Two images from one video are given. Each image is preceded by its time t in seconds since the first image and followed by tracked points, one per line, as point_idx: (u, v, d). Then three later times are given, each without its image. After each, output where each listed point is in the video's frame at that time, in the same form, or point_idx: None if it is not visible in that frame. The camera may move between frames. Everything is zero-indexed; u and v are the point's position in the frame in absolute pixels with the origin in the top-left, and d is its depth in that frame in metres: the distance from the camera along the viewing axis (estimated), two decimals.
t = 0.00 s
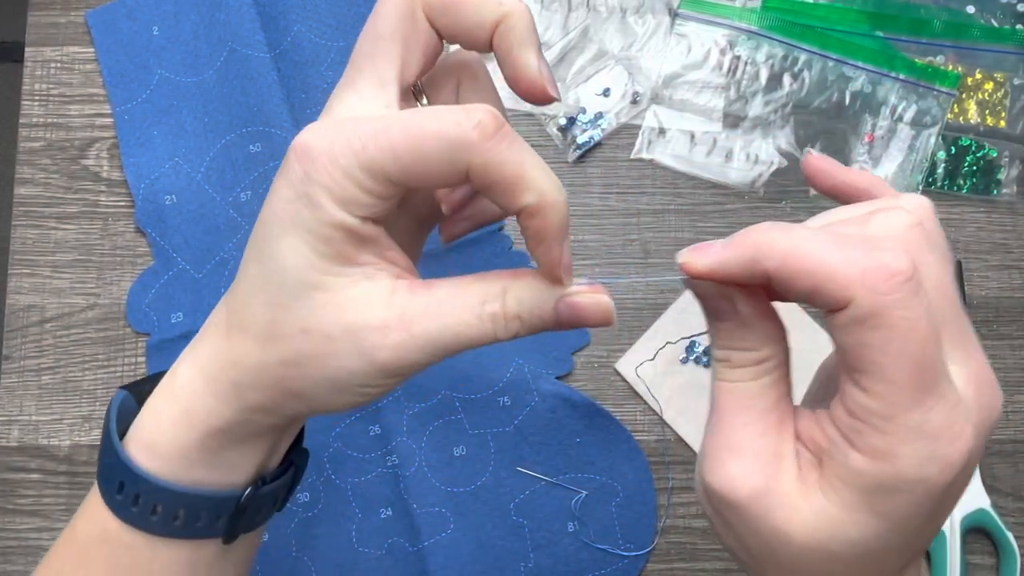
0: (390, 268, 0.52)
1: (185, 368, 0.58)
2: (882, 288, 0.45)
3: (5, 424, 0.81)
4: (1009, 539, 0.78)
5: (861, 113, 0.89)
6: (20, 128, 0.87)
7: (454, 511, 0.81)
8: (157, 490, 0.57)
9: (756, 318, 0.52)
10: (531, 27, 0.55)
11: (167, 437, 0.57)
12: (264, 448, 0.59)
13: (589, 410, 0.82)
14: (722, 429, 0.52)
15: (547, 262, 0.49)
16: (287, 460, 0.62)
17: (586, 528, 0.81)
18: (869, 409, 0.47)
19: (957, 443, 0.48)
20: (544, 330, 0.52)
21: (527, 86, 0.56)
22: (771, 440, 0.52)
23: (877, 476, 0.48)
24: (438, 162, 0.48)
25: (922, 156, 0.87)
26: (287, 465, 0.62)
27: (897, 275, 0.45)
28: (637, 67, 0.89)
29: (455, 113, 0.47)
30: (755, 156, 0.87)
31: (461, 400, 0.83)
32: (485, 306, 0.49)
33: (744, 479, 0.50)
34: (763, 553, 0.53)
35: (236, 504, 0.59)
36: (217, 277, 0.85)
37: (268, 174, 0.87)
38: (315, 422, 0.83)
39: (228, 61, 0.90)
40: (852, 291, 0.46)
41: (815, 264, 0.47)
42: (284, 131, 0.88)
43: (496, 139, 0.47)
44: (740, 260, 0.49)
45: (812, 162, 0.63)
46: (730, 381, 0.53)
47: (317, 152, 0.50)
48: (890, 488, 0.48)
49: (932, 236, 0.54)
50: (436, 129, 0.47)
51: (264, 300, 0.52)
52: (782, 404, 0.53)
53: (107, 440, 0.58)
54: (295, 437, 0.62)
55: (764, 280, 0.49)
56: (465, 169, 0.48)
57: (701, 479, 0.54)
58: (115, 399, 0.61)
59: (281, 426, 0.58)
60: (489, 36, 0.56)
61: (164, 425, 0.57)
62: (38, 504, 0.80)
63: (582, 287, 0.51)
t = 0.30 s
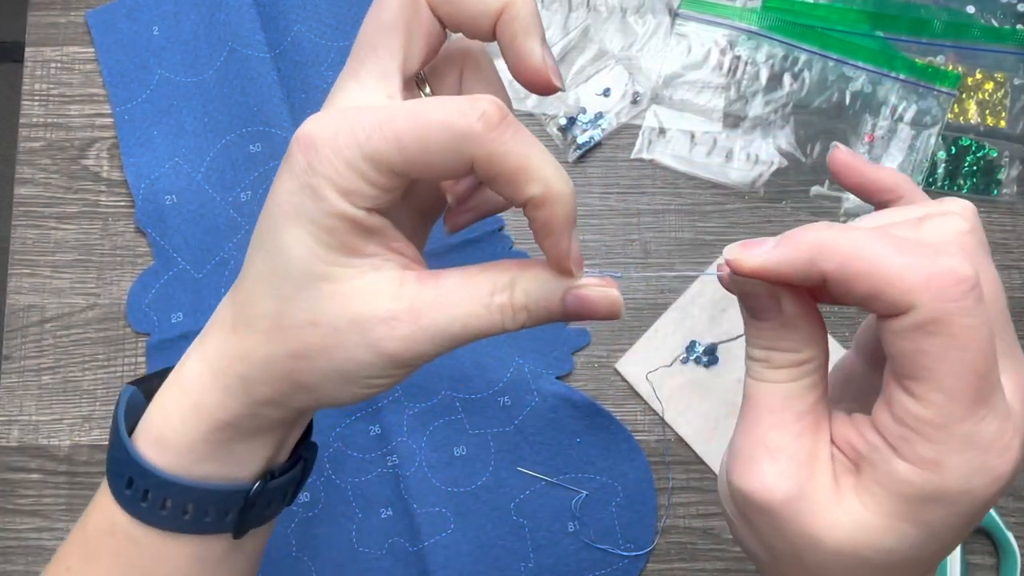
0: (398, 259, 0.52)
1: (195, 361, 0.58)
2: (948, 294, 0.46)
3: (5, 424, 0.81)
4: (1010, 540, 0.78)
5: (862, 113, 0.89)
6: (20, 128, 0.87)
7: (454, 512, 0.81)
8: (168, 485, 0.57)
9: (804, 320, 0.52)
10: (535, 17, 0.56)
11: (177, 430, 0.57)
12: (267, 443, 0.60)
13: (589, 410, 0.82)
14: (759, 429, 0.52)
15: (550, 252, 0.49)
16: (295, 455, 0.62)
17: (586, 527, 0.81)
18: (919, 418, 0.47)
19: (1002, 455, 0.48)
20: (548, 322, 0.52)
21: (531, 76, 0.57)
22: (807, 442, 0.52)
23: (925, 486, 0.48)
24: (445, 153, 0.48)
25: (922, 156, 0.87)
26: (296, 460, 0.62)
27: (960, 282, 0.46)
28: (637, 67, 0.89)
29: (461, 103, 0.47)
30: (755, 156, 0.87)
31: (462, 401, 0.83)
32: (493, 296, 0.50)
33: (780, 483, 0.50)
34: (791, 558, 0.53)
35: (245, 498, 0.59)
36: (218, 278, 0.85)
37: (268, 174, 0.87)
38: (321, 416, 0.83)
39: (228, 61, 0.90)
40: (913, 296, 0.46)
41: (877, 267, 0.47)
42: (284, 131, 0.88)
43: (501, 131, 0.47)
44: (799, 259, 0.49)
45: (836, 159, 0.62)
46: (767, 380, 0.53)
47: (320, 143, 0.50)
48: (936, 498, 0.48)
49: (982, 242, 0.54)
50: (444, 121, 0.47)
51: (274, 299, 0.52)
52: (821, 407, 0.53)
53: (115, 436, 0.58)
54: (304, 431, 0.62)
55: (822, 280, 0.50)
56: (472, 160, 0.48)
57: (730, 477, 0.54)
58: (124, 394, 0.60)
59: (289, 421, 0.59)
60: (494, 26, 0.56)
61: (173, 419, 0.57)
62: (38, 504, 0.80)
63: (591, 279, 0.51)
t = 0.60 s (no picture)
0: (393, 269, 0.51)
1: (197, 373, 0.58)
2: (973, 289, 0.46)
3: (5, 424, 0.81)
4: (1010, 540, 0.78)
5: (861, 113, 0.89)
6: (20, 128, 0.87)
7: (454, 511, 0.81)
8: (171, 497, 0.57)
9: (818, 315, 0.51)
10: (525, 35, 0.56)
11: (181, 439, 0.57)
12: (271, 451, 0.59)
13: (589, 410, 0.82)
14: (768, 423, 0.52)
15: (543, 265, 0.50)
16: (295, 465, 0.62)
17: (586, 527, 0.81)
18: (939, 412, 0.47)
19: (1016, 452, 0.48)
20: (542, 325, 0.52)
21: (520, 94, 0.57)
22: (818, 438, 0.51)
23: (939, 482, 0.48)
24: (438, 166, 0.48)
25: (922, 156, 0.87)
26: (297, 470, 0.62)
27: (983, 278, 0.46)
28: (637, 67, 0.89)
29: (450, 117, 0.48)
30: (755, 156, 0.87)
31: (462, 400, 0.83)
32: (486, 301, 0.50)
33: (793, 477, 0.50)
34: (800, 549, 0.53)
35: (247, 509, 0.59)
36: (217, 278, 0.85)
37: (268, 173, 0.87)
38: (319, 422, 0.82)
39: (227, 61, 0.90)
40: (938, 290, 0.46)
41: (903, 259, 0.47)
42: (284, 131, 0.88)
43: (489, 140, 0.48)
44: (824, 250, 0.48)
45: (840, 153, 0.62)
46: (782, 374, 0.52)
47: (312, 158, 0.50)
48: (949, 494, 0.48)
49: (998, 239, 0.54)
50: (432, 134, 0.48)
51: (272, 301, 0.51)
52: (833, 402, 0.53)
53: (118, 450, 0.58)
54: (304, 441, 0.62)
55: (843, 273, 0.49)
56: (462, 172, 0.49)
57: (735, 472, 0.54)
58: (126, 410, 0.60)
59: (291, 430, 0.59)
60: (483, 44, 0.56)
61: (175, 433, 0.57)
62: (38, 504, 0.80)
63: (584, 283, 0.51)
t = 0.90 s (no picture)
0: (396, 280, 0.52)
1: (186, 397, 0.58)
2: (905, 277, 0.46)
3: (5, 424, 0.81)
4: (1010, 540, 0.78)
5: (862, 113, 0.89)
6: (20, 128, 0.87)
7: (454, 511, 0.81)
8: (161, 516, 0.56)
9: (763, 302, 0.51)
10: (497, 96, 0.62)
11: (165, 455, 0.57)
12: (256, 465, 0.59)
13: (589, 410, 0.82)
14: (727, 412, 0.52)
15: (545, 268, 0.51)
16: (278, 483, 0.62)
17: (586, 528, 0.81)
18: (877, 403, 0.47)
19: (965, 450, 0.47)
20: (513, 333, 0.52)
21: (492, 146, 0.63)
22: (773, 430, 0.51)
23: (881, 476, 0.48)
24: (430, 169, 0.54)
25: (923, 156, 0.87)
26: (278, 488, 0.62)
27: (918, 267, 0.46)
28: (637, 67, 0.89)
29: (427, 128, 0.54)
30: (755, 156, 0.87)
31: (461, 400, 0.83)
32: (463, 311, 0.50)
33: (743, 468, 0.51)
34: (754, 539, 0.53)
35: (232, 526, 0.58)
36: (217, 278, 0.85)
37: (268, 173, 0.87)
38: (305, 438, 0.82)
39: (228, 61, 0.90)
40: (871, 279, 0.46)
41: (838, 248, 0.47)
42: (284, 131, 0.88)
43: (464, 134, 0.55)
44: (763, 237, 0.49)
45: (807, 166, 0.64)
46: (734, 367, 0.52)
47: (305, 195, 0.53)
48: (893, 490, 0.48)
49: (958, 236, 0.53)
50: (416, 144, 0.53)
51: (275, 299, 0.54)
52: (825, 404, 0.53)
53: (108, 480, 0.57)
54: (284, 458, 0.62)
55: (783, 263, 0.49)
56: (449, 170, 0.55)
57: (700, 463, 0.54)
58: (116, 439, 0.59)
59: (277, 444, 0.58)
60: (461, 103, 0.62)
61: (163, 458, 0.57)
62: (38, 504, 0.80)
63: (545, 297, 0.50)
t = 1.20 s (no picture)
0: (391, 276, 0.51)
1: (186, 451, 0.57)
2: (875, 274, 0.45)
3: (5, 424, 0.81)
4: (1009, 540, 0.78)
5: (861, 113, 0.89)
6: (19, 128, 0.87)
7: (454, 511, 0.81)
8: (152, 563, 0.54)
9: (734, 294, 0.52)
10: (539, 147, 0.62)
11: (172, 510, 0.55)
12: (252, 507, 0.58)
13: (589, 410, 0.82)
14: (705, 406, 0.52)
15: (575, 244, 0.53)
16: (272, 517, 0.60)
17: (586, 528, 0.81)
18: (854, 404, 0.46)
19: (941, 447, 0.46)
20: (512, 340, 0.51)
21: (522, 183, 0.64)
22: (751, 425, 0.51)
23: (857, 475, 0.47)
24: (415, 120, 0.54)
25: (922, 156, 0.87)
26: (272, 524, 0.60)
27: (887, 264, 0.45)
28: (637, 67, 0.89)
29: (450, 184, 0.49)
30: (755, 156, 0.87)
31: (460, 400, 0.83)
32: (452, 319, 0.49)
33: (720, 460, 0.50)
34: (734, 533, 0.53)
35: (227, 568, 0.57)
36: (217, 278, 0.85)
37: (268, 173, 0.87)
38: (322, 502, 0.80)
39: (228, 61, 0.90)
40: (841, 276, 0.46)
41: (806, 244, 0.47)
42: (284, 131, 0.88)
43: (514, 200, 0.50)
44: (730, 230, 0.49)
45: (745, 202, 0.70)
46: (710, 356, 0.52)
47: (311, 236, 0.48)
48: (870, 490, 0.47)
49: (938, 239, 0.51)
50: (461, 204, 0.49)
51: (250, 301, 0.51)
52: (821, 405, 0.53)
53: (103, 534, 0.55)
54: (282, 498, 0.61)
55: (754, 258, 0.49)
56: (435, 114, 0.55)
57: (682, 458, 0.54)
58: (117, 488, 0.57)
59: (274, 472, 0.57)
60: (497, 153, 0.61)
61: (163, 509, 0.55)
62: (38, 504, 0.80)
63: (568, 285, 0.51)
